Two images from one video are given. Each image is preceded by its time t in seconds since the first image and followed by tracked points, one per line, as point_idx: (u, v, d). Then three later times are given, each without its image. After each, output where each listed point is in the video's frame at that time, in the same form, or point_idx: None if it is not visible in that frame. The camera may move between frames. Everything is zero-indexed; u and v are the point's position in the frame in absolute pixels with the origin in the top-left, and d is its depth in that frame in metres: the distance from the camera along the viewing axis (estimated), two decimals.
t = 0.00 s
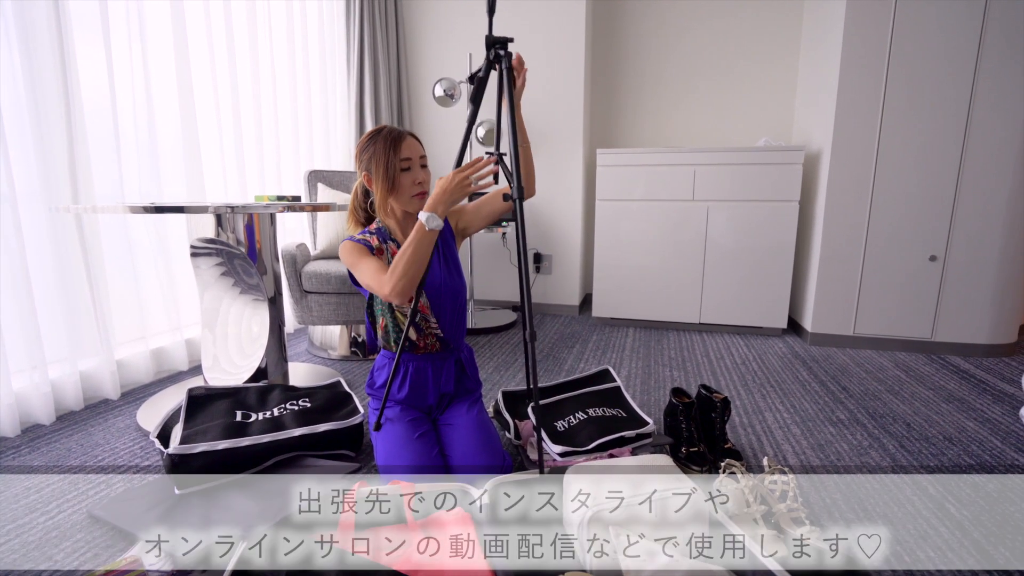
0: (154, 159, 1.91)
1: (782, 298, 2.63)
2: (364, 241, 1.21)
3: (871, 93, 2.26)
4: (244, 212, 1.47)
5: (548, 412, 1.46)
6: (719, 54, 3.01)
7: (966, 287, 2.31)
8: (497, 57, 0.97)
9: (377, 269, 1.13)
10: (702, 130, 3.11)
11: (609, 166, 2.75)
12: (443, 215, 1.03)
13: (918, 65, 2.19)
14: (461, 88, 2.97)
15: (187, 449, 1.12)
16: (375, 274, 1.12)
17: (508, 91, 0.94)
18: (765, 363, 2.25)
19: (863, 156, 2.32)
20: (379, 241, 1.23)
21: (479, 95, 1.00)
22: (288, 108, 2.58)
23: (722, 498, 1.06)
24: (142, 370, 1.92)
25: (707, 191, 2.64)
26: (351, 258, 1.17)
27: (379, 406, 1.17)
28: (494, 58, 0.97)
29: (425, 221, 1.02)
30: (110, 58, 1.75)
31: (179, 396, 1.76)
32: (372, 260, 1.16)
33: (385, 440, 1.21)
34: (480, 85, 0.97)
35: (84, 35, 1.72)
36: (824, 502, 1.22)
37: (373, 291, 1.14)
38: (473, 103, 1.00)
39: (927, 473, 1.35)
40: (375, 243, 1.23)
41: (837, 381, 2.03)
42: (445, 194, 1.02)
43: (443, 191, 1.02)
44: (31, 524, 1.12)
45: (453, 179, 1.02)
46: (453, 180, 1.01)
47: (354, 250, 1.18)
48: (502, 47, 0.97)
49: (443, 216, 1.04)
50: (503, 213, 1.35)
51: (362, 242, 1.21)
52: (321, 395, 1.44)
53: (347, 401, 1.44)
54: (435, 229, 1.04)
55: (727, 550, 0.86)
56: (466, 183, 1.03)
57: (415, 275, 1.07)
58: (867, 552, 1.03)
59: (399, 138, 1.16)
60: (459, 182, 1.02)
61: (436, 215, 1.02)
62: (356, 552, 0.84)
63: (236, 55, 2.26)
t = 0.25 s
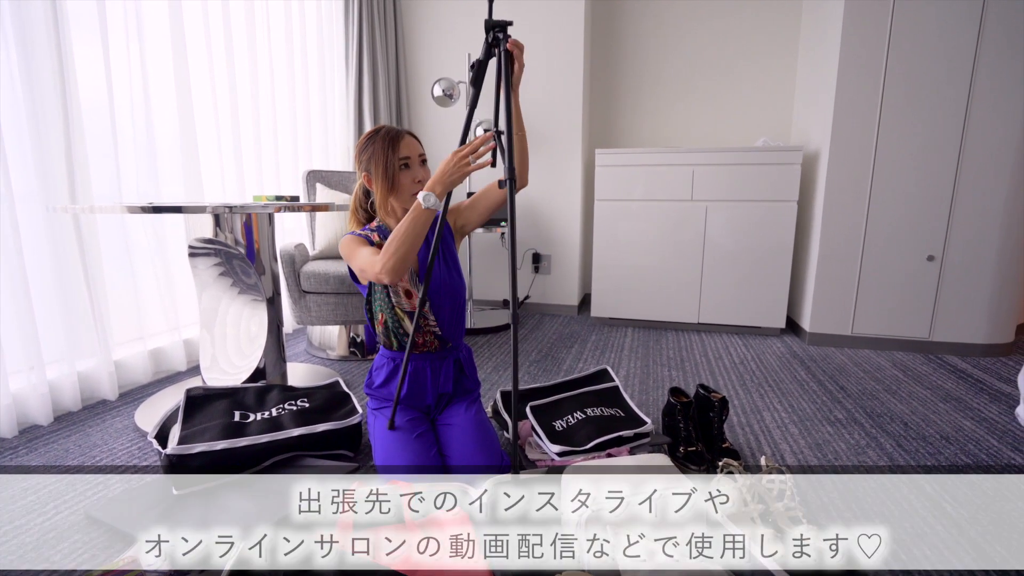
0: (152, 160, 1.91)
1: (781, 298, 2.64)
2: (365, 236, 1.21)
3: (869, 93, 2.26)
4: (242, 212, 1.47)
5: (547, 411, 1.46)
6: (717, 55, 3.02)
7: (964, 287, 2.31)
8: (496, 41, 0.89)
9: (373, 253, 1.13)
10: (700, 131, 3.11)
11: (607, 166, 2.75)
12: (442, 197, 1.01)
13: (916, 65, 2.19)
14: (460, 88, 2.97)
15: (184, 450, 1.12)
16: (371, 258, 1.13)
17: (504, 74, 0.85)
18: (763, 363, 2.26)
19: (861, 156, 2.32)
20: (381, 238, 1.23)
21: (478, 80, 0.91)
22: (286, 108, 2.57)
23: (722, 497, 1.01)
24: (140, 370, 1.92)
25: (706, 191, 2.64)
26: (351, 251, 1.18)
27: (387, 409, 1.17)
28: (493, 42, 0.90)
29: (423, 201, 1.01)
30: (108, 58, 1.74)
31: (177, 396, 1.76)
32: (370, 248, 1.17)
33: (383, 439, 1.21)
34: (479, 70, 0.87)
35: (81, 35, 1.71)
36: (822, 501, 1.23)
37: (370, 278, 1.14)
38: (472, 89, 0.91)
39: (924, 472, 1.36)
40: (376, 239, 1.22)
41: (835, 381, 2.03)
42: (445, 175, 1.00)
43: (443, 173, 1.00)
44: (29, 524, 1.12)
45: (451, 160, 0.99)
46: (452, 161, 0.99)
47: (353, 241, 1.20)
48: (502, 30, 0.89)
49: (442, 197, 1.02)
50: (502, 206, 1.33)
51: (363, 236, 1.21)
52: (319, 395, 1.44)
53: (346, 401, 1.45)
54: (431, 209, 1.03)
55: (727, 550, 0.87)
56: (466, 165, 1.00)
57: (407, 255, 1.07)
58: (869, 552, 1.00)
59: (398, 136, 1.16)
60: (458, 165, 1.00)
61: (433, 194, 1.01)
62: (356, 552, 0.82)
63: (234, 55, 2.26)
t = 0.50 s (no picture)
0: (149, 159, 1.91)
1: (778, 297, 2.64)
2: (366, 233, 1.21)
3: (866, 93, 2.27)
4: (240, 212, 1.47)
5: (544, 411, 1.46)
6: (714, 55, 3.02)
7: (960, 286, 2.32)
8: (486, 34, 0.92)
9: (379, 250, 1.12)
10: (698, 130, 3.12)
11: (605, 166, 2.76)
12: (451, 191, 1.00)
13: (912, 65, 2.20)
14: (458, 87, 2.97)
15: (182, 450, 1.13)
16: (374, 254, 1.12)
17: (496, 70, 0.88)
18: (760, 362, 2.26)
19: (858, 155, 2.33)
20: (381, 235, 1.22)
21: (474, 76, 0.92)
22: (283, 107, 2.57)
23: (723, 496, 1.00)
24: (138, 370, 1.91)
25: (703, 191, 2.65)
26: (353, 249, 1.18)
27: (446, 421, 1.12)
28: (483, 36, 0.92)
29: (433, 196, 1.01)
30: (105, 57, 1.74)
31: (175, 396, 1.76)
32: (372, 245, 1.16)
33: (381, 437, 1.21)
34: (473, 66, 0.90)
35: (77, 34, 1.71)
36: (818, 500, 1.23)
37: (371, 269, 1.13)
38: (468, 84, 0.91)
39: (919, 470, 1.37)
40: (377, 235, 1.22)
41: (832, 380, 2.04)
42: (456, 172, 1.00)
43: (454, 166, 1.00)
44: (27, 524, 1.12)
45: (462, 157, 1.00)
46: (462, 157, 1.00)
47: (355, 239, 1.20)
48: (491, 23, 0.91)
49: (451, 191, 1.01)
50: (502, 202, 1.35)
51: (364, 233, 1.21)
52: (317, 394, 1.44)
53: (344, 401, 1.45)
54: (440, 202, 1.02)
55: (727, 550, 0.90)
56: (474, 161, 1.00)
57: (413, 250, 1.06)
58: (867, 552, 0.97)
59: (398, 136, 1.17)
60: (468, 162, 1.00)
61: (442, 187, 0.99)
62: (355, 553, 0.86)
63: (232, 55, 2.26)
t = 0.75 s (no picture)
0: (146, 159, 1.91)
1: (774, 296, 2.66)
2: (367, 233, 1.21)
3: (861, 94, 2.28)
4: (236, 212, 1.47)
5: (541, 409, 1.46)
6: (710, 55, 3.03)
7: (954, 285, 2.34)
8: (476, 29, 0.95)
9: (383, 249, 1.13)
10: (694, 130, 3.13)
11: (602, 166, 2.76)
12: (454, 189, 1.03)
13: (906, 66, 2.21)
14: (455, 87, 2.97)
15: (178, 450, 1.15)
16: (378, 253, 1.13)
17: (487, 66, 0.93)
18: (756, 361, 2.27)
19: (853, 156, 2.34)
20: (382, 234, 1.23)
21: (469, 74, 0.94)
22: (280, 107, 2.57)
23: (722, 495, 0.87)
24: (134, 370, 1.91)
25: (700, 191, 2.66)
26: (354, 249, 1.18)
27: (471, 415, 1.18)
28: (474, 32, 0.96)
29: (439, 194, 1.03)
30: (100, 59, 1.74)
31: (171, 396, 1.76)
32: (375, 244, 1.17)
33: (378, 437, 1.22)
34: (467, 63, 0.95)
35: (73, 35, 1.70)
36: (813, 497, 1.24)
37: (372, 266, 1.14)
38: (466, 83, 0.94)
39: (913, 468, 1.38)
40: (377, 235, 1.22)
41: (827, 379, 2.05)
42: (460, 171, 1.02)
43: (458, 166, 1.03)
44: (23, 525, 1.12)
45: (465, 156, 1.03)
46: (465, 156, 1.02)
47: (356, 239, 1.20)
48: (481, 19, 0.95)
49: (454, 189, 1.04)
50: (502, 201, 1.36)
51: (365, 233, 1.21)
52: (314, 394, 1.44)
53: (341, 400, 1.45)
54: (444, 201, 1.04)
55: (727, 550, 0.81)
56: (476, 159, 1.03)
57: (418, 249, 1.07)
58: (867, 552, 0.81)
59: (395, 135, 1.17)
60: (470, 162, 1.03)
61: (446, 185, 1.02)
62: (355, 553, 0.81)
63: (228, 56, 2.26)
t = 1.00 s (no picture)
0: (142, 160, 1.91)
1: (770, 297, 2.67)
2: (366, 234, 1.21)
3: (857, 96, 2.29)
4: (233, 214, 1.47)
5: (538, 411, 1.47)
6: (707, 57, 3.04)
7: (949, 286, 2.35)
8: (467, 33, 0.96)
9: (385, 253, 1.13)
10: (691, 132, 3.14)
11: (599, 167, 2.77)
12: (458, 194, 1.05)
13: (901, 68, 2.22)
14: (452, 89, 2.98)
15: (175, 451, 1.15)
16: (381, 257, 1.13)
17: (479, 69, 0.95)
18: (752, 362, 2.28)
19: (849, 157, 2.35)
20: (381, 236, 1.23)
21: (463, 75, 0.97)
22: (277, 109, 2.57)
23: (723, 495, 0.86)
24: (130, 372, 1.91)
25: (696, 192, 2.67)
26: (355, 251, 1.18)
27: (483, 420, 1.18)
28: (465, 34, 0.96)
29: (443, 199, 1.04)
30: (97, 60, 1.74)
31: (168, 398, 1.76)
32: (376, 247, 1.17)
33: (375, 438, 1.22)
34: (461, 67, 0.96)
35: (69, 36, 1.70)
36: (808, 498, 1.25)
37: (377, 271, 1.13)
38: (461, 83, 0.96)
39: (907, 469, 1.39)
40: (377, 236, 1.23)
41: (823, 380, 2.06)
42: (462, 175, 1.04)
43: (460, 169, 1.04)
44: (18, 527, 1.11)
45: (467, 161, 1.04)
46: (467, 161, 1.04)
47: (355, 241, 1.20)
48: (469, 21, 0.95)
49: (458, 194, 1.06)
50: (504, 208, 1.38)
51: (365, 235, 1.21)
52: (311, 396, 1.44)
53: (338, 402, 1.45)
54: (448, 206, 1.06)
55: (727, 550, 0.81)
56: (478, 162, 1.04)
57: (423, 253, 1.08)
58: (868, 552, 0.82)
59: (393, 137, 1.17)
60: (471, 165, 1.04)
61: (450, 190, 1.04)
62: (355, 553, 0.81)
63: (225, 57, 2.26)
